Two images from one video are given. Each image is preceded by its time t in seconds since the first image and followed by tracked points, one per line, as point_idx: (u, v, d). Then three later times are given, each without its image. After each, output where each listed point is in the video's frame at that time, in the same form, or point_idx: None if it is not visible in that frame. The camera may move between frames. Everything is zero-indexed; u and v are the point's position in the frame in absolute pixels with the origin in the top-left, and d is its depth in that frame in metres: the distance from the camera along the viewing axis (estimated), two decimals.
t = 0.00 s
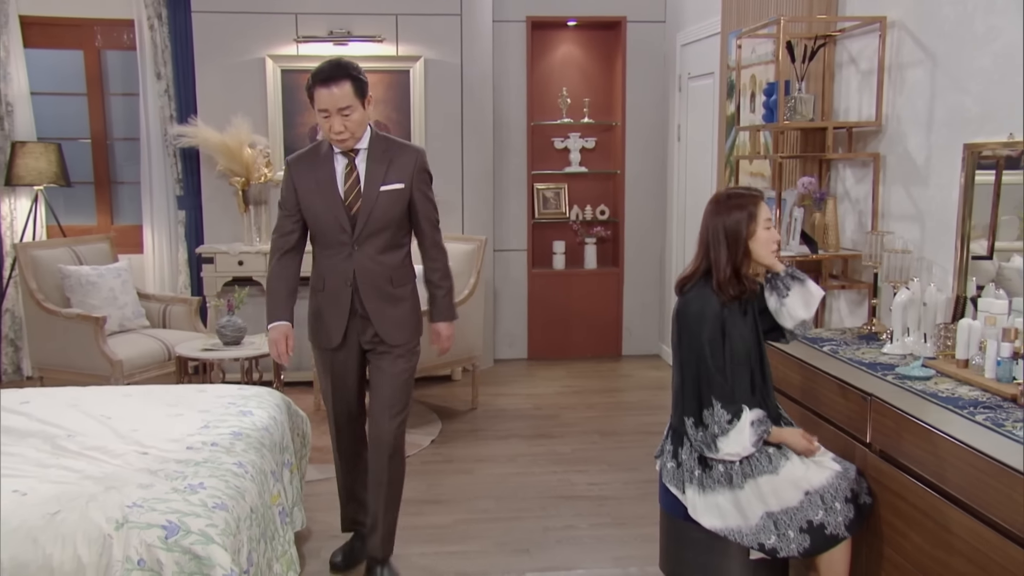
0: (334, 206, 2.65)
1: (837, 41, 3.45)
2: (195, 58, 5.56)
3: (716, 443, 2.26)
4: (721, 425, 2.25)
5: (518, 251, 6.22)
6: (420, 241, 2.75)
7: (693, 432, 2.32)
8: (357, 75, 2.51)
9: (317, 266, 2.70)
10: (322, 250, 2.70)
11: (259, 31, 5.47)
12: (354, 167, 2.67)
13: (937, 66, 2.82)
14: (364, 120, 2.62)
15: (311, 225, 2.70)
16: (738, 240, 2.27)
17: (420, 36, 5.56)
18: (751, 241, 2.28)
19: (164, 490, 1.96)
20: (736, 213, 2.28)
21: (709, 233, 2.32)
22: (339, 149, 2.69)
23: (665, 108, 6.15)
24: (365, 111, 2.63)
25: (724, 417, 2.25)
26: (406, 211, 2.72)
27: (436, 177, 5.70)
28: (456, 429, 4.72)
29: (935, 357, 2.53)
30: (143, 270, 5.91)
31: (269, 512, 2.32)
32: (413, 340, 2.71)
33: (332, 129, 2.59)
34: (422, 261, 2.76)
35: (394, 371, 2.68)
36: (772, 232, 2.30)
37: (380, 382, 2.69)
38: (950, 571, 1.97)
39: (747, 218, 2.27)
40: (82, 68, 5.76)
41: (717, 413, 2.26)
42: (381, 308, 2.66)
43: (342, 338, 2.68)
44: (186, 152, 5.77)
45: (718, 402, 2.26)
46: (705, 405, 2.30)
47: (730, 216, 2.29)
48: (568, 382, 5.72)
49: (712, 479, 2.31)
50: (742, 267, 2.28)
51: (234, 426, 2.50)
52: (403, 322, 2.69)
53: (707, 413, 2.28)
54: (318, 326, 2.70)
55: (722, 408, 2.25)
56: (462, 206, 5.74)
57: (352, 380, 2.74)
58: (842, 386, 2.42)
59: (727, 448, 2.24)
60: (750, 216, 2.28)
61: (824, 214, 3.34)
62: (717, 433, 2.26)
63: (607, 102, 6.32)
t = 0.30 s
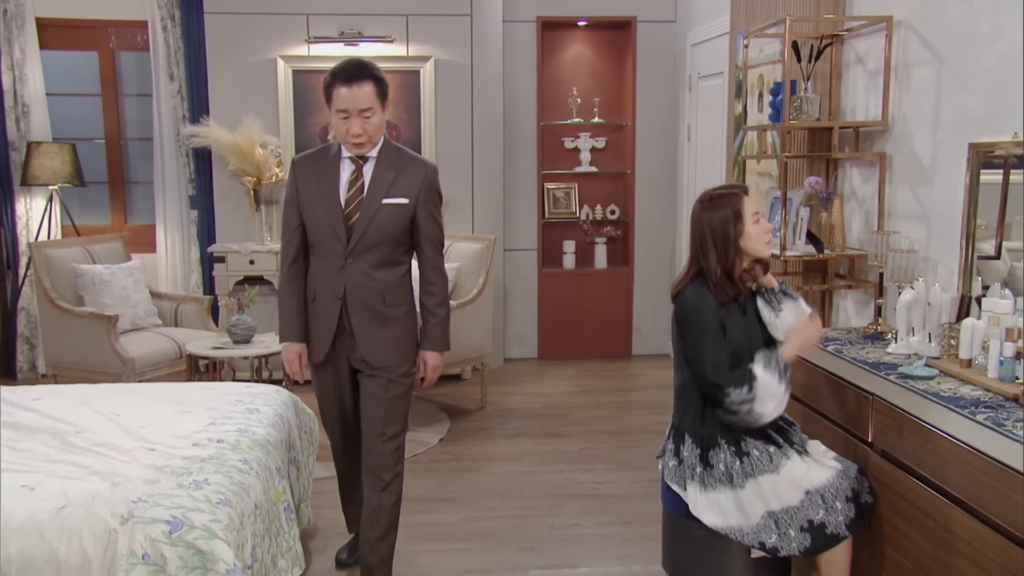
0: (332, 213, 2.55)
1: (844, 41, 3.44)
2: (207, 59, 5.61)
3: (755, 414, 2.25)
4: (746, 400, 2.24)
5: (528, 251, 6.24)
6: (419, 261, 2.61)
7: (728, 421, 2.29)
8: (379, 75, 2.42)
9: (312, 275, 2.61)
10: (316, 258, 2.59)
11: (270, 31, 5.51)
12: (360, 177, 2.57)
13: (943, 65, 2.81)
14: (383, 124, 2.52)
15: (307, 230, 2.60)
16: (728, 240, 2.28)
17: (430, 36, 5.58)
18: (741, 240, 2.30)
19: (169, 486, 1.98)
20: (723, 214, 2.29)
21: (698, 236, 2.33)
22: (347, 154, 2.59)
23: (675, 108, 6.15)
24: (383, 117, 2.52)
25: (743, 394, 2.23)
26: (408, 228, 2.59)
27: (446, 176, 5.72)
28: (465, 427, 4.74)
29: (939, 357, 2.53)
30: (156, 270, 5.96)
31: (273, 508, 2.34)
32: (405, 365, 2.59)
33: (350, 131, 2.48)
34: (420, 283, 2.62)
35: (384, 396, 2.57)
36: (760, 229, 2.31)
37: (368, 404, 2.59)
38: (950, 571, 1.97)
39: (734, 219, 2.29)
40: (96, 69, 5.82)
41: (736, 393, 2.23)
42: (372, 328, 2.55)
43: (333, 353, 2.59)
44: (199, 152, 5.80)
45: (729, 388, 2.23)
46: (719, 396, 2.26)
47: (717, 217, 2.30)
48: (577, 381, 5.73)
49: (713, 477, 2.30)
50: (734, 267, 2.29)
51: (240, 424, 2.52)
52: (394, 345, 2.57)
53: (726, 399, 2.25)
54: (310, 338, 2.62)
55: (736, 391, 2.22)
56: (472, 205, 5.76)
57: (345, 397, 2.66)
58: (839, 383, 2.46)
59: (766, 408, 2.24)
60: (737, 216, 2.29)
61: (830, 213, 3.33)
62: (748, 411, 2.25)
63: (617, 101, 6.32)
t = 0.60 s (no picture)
0: (345, 208, 2.45)
1: (852, 40, 3.43)
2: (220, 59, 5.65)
3: (786, 378, 2.23)
4: (774, 370, 2.22)
5: (538, 251, 6.25)
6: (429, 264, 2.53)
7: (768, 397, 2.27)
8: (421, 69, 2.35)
9: (316, 266, 2.53)
10: (326, 252, 2.51)
11: (282, 32, 5.55)
12: (379, 172, 2.47)
13: (949, 65, 2.81)
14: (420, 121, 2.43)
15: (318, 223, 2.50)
16: (725, 243, 2.30)
17: (441, 37, 5.61)
18: (738, 242, 2.32)
19: (175, 481, 2.02)
20: (718, 216, 2.31)
21: (695, 240, 2.34)
22: (368, 147, 2.49)
23: (686, 107, 6.15)
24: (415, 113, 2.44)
25: (768, 366, 2.21)
26: (422, 229, 2.51)
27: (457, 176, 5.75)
28: (474, 426, 4.77)
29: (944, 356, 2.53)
30: (169, 269, 6.01)
31: (279, 506, 2.37)
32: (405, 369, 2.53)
33: (391, 128, 2.37)
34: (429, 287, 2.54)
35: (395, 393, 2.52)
36: (752, 228, 2.34)
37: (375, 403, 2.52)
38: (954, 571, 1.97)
39: (729, 220, 2.30)
40: (111, 70, 5.87)
41: (763, 367, 2.21)
42: (378, 330, 2.48)
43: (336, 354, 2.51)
44: (212, 152, 5.84)
45: (754, 366, 2.22)
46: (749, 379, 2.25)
47: (712, 219, 2.32)
48: (587, 381, 5.74)
49: (718, 472, 2.31)
50: (733, 269, 2.30)
51: (247, 421, 2.55)
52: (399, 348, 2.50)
53: (754, 377, 2.23)
54: (310, 331, 2.52)
55: (761, 365, 2.21)
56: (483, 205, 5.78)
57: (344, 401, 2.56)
58: (840, 380, 2.48)
59: (790, 366, 2.23)
60: (732, 218, 2.30)
61: (837, 213, 3.33)
62: (780, 381, 2.22)
63: (628, 101, 6.32)
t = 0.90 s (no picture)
0: (363, 210, 2.25)
1: (862, 40, 3.42)
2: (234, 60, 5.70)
3: (790, 354, 2.25)
4: (778, 345, 2.24)
5: (549, 250, 6.27)
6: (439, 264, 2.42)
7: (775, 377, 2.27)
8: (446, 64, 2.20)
9: (325, 270, 2.28)
10: (338, 254, 2.27)
11: (295, 32, 5.59)
12: (396, 172, 2.29)
13: (957, 64, 2.80)
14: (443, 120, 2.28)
15: (329, 223, 2.25)
16: (731, 242, 2.30)
17: (452, 37, 5.63)
18: (744, 243, 2.32)
19: (183, 478, 2.06)
20: (726, 215, 2.30)
21: (699, 235, 2.35)
22: (383, 146, 2.30)
23: (698, 107, 6.15)
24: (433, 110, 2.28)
25: (772, 341, 2.24)
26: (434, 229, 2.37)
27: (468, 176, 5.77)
28: (484, 425, 4.78)
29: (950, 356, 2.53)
30: (183, 268, 6.07)
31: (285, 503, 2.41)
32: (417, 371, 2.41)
33: (423, 127, 2.20)
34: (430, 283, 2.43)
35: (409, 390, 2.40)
36: (760, 230, 2.34)
37: (388, 404, 2.37)
38: (953, 570, 1.98)
39: (737, 220, 2.30)
40: (126, 71, 5.94)
41: (768, 344, 2.23)
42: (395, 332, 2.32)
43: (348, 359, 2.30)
44: (225, 153, 5.89)
45: (759, 345, 2.24)
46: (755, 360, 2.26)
47: (720, 217, 2.31)
48: (598, 380, 5.74)
49: (727, 462, 2.31)
50: (734, 269, 2.32)
51: (254, 418, 2.58)
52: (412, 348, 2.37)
53: (760, 356, 2.25)
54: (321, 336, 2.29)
55: (766, 341, 2.24)
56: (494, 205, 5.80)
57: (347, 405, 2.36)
58: (847, 381, 2.47)
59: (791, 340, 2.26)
60: (741, 218, 2.30)
61: (845, 213, 3.33)
62: (784, 356, 2.24)
63: (639, 102, 6.33)
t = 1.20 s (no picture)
0: (371, 211, 2.20)
1: (870, 38, 3.41)
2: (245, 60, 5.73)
3: (790, 342, 2.26)
4: (777, 336, 2.25)
5: (560, 249, 6.28)
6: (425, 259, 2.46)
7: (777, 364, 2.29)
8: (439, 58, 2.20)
9: (335, 278, 2.21)
10: (349, 261, 2.21)
11: (306, 32, 5.62)
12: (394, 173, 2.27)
13: (964, 63, 2.79)
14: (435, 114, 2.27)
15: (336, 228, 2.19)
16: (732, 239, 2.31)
17: (462, 37, 5.65)
18: (745, 241, 2.33)
19: (190, 473, 2.09)
20: (728, 212, 2.31)
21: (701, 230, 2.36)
22: (379, 147, 2.25)
23: (708, 106, 6.14)
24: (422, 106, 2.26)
25: (770, 333, 2.25)
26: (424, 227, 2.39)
27: (478, 175, 5.79)
28: (493, 423, 4.80)
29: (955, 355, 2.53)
30: (194, 266, 6.12)
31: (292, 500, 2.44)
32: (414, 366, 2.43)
33: (424, 124, 2.21)
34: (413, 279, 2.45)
35: (410, 388, 2.41)
36: (762, 229, 2.34)
37: (387, 403, 2.36)
38: (954, 568, 1.99)
39: (739, 217, 2.30)
40: (139, 71, 5.98)
41: (766, 337, 2.25)
42: (400, 332, 2.32)
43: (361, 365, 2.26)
44: (237, 151, 5.93)
45: (757, 339, 2.25)
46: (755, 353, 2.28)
47: (722, 213, 2.31)
48: (607, 379, 5.75)
49: (732, 454, 2.32)
50: (735, 266, 2.32)
51: (262, 415, 2.62)
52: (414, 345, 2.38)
53: (758, 350, 2.26)
54: (338, 347, 2.22)
55: (764, 334, 2.25)
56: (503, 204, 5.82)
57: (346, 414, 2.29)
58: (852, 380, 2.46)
59: (790, 327, 2.26)
60: (743, 215, 2.30)
61: (852, 212, 3.32)
62: (784, 346, 2.25)
63: (649, 101, 6.32)
